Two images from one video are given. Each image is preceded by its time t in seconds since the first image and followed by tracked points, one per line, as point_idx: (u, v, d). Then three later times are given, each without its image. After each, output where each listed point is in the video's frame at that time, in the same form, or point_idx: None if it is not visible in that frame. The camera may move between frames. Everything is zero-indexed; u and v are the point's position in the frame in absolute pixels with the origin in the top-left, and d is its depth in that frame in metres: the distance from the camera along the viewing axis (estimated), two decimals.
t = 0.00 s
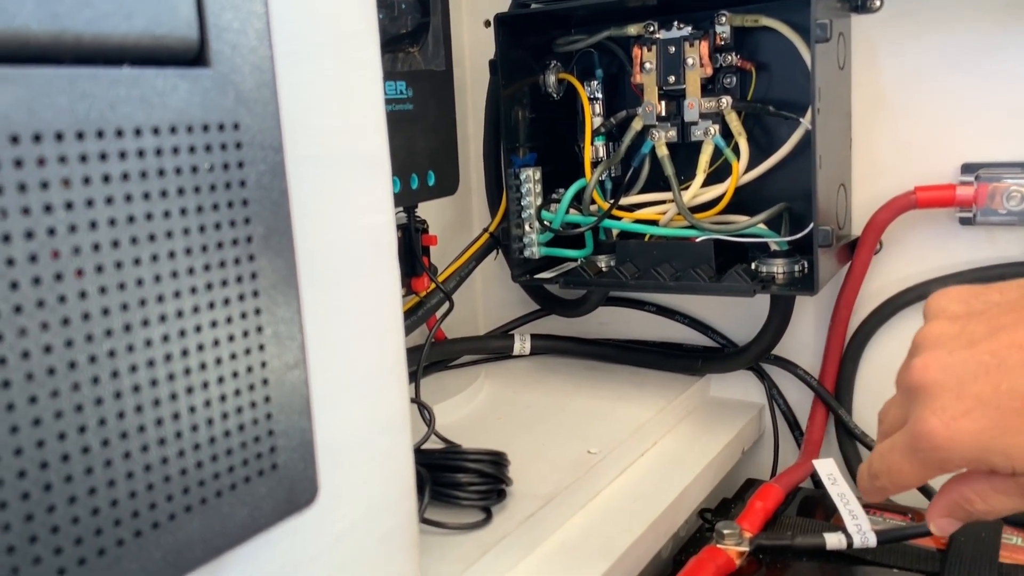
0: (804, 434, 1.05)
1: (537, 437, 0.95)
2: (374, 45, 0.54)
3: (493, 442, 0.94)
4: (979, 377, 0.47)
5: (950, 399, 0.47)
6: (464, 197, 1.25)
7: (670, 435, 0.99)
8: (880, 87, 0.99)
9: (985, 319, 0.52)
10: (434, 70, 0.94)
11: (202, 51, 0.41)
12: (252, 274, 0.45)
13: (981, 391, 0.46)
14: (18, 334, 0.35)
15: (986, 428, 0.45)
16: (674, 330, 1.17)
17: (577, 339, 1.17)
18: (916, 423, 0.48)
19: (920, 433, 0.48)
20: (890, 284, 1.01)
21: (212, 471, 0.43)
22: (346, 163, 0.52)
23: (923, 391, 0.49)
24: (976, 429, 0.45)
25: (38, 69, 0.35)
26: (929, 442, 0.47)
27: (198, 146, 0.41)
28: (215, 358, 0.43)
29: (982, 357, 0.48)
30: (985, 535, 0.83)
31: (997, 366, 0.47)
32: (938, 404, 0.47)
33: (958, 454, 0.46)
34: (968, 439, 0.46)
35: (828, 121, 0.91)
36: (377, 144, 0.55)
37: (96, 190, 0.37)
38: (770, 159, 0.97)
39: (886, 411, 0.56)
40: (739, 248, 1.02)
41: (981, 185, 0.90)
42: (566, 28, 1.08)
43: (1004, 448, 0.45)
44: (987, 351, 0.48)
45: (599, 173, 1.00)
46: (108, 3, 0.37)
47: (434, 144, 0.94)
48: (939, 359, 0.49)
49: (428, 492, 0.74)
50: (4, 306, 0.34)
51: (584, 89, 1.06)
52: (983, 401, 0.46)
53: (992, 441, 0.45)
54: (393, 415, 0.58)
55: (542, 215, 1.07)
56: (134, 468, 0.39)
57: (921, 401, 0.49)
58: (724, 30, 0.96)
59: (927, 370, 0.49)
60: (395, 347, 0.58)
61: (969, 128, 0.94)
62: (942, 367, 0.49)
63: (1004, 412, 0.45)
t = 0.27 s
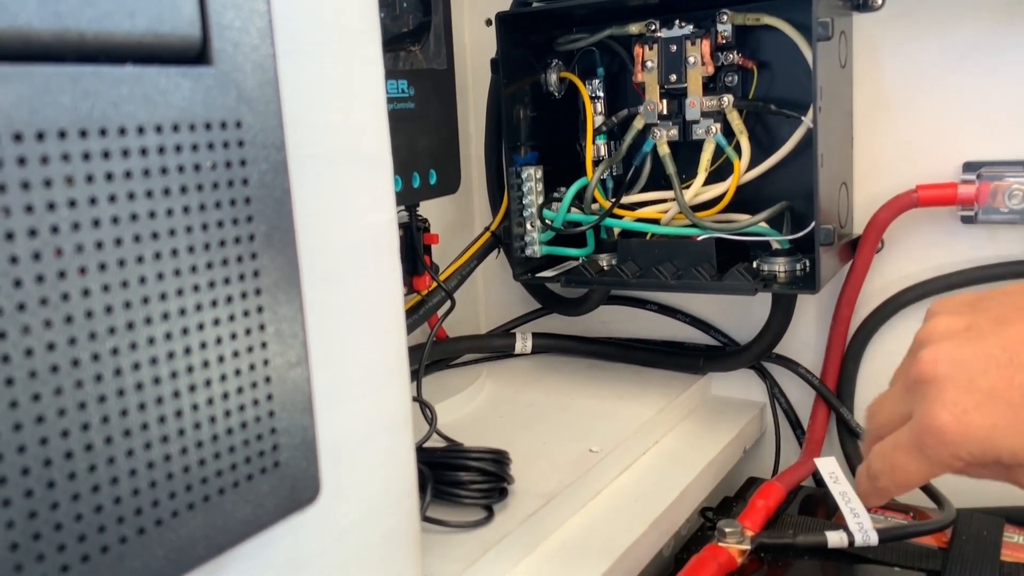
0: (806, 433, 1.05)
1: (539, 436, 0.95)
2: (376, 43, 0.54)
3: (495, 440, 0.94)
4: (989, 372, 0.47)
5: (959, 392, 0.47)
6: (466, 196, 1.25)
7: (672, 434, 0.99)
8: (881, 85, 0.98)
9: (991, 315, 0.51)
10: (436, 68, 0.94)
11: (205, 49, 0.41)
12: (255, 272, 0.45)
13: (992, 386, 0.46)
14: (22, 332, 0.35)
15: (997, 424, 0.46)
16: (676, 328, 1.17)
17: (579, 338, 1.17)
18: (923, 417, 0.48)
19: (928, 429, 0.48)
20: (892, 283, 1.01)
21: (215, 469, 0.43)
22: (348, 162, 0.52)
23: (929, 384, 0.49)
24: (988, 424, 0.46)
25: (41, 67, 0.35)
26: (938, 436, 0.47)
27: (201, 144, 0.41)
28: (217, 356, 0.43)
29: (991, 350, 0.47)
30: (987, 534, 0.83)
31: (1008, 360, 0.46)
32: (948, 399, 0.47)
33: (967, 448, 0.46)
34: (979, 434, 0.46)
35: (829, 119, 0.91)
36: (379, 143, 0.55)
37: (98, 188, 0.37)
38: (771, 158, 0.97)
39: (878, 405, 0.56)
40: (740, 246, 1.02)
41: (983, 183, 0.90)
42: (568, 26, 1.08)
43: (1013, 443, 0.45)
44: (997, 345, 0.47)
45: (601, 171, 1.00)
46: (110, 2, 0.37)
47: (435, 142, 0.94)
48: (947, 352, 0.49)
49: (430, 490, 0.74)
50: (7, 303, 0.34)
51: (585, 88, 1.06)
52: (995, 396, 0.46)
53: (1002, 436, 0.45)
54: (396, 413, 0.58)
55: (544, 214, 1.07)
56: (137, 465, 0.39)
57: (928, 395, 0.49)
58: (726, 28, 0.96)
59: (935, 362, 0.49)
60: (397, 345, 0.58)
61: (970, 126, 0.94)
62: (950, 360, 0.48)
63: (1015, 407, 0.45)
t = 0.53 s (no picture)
0: (808, 432, 1.05)
1: (541, 435, 0.95)
2: (378, 42, 0.54)
3: (496, 439, 0.94)
4: (991, 377, 0.46)
5: (961, 398, 0.47)
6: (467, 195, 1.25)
7: (673, 433, 0.99)
8: (883, 84, 0.98)
9: (996, 320, 0.51)
10: (437, 67, 0.94)
11: (208, 48, 0.41)
12: (258, 271, 0.45)
13: (994, 391, 0.46)
14: (25, 330, 0.35)
15: (998, 429, 0.46)
16: (677, 327, 1.17)
17: (581, 337, 1.17)
18: (926, 422, 0.48)
19: (930, 432, 0.48)
20: (893, 282, 1.01)
21: (218, 467, 0.43)
22: (350, 160, 0.52)
23: (932, 388, 0.49)
24: (989, 429, 0.46)
25: (45, 66, 0.35)
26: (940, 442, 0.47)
27: (204, 142, 0.41)
28: (220, 355, 0.43)
29: (993, 355, 0.47)
30: (989, 533, 0.83)
31: (1009, 366, 0.46)
32: (949, 403, 0.47)
33: (969, 454, 0.46)
34: (981, 438, 0.46)
35: (831, 118, 0.91)
36: (381, 142, 0.55)
37: (102, 186, 0.37)
38: (773, 157, 0.97)
39: (879, 408, 0.57)
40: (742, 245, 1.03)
41: (985, 183, 0.90)
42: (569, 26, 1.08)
43: (1014, 448, 0.46)
44: (999, 350, 0.47)
45: (602, 171, 1.00)
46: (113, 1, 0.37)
47: (437, 142, 0.94)
48: (949, 357, 0.49)
49: (432, 489, 0.74)
50: (11, 302, 0.34)
51: (587, 87, 1.06)
52: (996, 401, 0.46)
53: (1004, 441, 0.46)
54: (398, 412, 0.58)
55: (545, 213, 1.07)
56: (140, 464, 0.39)
57: (930, 400, 0.49)
58: (727, 27, 0.96)
59: (937, 367, 0.49)
60: (400, 343, 0.58)
61: (972, 125, 0.94)
62: (952, 365, 0.48)
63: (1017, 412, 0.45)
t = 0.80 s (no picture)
0: (809, 429, 1.05)
1: (542, 431, 0.95)
2: (381, 37, 0.54)
3: (498, 436, 0.94)
4: (992, 368, 0.47)
5: (962, 388, 0.47)
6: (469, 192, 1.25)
7: (675, 429, 1.00)
8: (885, 81, 0.98)
9: (996, 312, 0.52)
10: (439, 64, 0.94)
11: (210, 42, 0.41)
12: (261, 265, 0.45)
13: (996, 382, 0.46)
14: (29, 322, 0.35)
15: (999, 419, 0.46)
16: (679, 325, 1.17)
17: (583, 334, 1.18)
18: (926, 412, 0.48)
19: (931, 423, 0.48)
20: (895, 279, 1.01)
21: (220, 461, 0.43)
22: (352, 155, 0.52)
23: (933, 380, 0.49)
24: (991, 420, 0.46)
25: (48, 58, 0.35)
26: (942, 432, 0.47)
27: (207, 136, 0.42)
28: (223, 348, 0.43)
29: (995, 347, 0.47)
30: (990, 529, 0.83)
31: (1009, 358, 0.47)
32: (950, 394, 0.47)
33: (970, 443, 0.46)
34: (982, 430, 0.46)
35: (833, 115, 0.91)
36: (383, 137, 0.55)
37: (105, 179, 0.37)
38: (775, 153, 0.97)
39: (878, 400, 0.57)
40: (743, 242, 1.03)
41: (988, 179, 0.90)
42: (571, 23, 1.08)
43: (1014, 438, 0.46)
44: (999, 342, 0.47)
45: (604, 167, 1.00)
46: None
47: (438, 138, 0.94)
48: (951, 349, 0.49)
49: (434, 484, 0.75)
50: (15, 294, 0.34)
51: (588, 84, 1.06)
52: (997, 392, 0.46)
53: (1004, 431, 0.46)
54: (400, 407, 0.58)
55: (547, 210, 1.07)
56: (143, 457, 0.39)
57: (930, 390, 0.49)
58: (729, 24, 0.96)
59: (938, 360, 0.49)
60: (402, 339, 0.58)
61: (974, 121, 0.94)
62: (953, 356, 0.48)
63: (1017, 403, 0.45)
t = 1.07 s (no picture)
0: (810, 428, 1.05)
1: (543, 430, 0.95)
2: (383, 37, 0.54)
3: (499, 435, 0.94)
4: (989, 361, 0.47)
5: (957, 381, 0.47)
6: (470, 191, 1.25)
7: (676, 429, 1.00)
8: (886, 80, 0.98)
9: (994, 307, 0.52)
10: (440, 63, 0.94)
11: (212, 41, 0.41)
12: (262, 264, 0.45)
13: (992, 375, 0.46)
14: (31, 322, 0.35)
15: (994, 412, 0.45)
16: (680, 324, 1.17)
17: (584, 333, 1.17)
18: (921, 406, 0.48)
19: (926, 416, 0.47)
20: (896, 278, 1.01)
21: (222, 460, 0.43)
22: (354, 155, 0.52)
23: (930, 374, 0.49)
24: (986, 412, 0.46)
25: (51, 58, 0.35)
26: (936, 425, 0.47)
27: (209, 135, 0.42)
28: (225, 348, 0.43)
29: (993, 341, 0.48)
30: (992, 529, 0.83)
31: (1006, 351, 0.47)
32: (946, 387, 0.47)
33: (964, 437, 0.46)
34: (976, 422, 0.46)
35: (834, 114, 0.91)
36: (385, 136, 0.55)
37: (107, 179, 0.37)
38: (776, 153, 0.97)
39: (876, 391, 0.57)
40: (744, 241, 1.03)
41: (988, 179, 0.90)
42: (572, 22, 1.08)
43: (1010, 432, 0.45)
44: (997, 336, 0.48)
45: (605, 167, 1.00)
46: None
47: (440, 137, 0.94)
48: (949, 343, 0.49)
49: (435, 484, 0.75)
50: (17, 293, 0.34)
51: (589, 83, 1.06)
52: (992, 385, 0.46)
53: (999, 424, 0.45)
54: (401, 406, 0.58)
55: (548, 209, 1.07)
56: (145, 456, 0.39)
57: (927, 384, 0.49)
58: (731, 23, 0.96)
59: (934, 353, 0.49)
60: (403, 338, 0.58)
61: (976, 121, 0.94)
62: (951, 350, 0.48)
63: (1012, 396, 0.45)
